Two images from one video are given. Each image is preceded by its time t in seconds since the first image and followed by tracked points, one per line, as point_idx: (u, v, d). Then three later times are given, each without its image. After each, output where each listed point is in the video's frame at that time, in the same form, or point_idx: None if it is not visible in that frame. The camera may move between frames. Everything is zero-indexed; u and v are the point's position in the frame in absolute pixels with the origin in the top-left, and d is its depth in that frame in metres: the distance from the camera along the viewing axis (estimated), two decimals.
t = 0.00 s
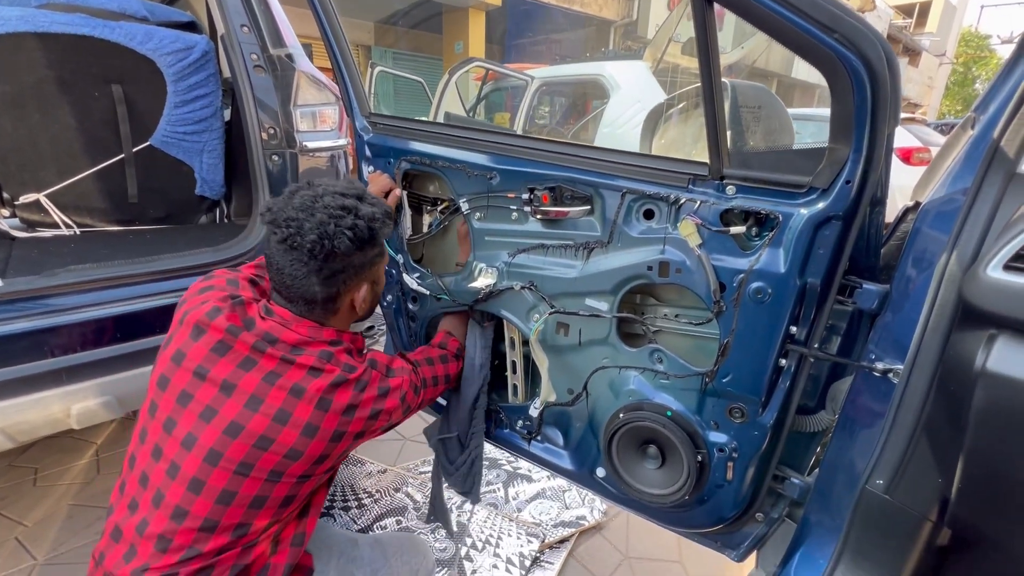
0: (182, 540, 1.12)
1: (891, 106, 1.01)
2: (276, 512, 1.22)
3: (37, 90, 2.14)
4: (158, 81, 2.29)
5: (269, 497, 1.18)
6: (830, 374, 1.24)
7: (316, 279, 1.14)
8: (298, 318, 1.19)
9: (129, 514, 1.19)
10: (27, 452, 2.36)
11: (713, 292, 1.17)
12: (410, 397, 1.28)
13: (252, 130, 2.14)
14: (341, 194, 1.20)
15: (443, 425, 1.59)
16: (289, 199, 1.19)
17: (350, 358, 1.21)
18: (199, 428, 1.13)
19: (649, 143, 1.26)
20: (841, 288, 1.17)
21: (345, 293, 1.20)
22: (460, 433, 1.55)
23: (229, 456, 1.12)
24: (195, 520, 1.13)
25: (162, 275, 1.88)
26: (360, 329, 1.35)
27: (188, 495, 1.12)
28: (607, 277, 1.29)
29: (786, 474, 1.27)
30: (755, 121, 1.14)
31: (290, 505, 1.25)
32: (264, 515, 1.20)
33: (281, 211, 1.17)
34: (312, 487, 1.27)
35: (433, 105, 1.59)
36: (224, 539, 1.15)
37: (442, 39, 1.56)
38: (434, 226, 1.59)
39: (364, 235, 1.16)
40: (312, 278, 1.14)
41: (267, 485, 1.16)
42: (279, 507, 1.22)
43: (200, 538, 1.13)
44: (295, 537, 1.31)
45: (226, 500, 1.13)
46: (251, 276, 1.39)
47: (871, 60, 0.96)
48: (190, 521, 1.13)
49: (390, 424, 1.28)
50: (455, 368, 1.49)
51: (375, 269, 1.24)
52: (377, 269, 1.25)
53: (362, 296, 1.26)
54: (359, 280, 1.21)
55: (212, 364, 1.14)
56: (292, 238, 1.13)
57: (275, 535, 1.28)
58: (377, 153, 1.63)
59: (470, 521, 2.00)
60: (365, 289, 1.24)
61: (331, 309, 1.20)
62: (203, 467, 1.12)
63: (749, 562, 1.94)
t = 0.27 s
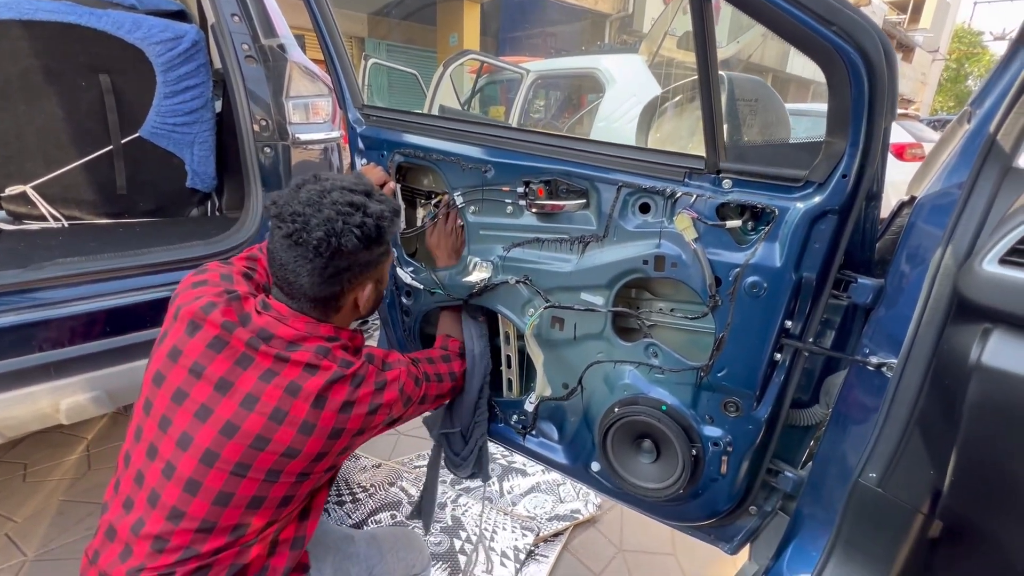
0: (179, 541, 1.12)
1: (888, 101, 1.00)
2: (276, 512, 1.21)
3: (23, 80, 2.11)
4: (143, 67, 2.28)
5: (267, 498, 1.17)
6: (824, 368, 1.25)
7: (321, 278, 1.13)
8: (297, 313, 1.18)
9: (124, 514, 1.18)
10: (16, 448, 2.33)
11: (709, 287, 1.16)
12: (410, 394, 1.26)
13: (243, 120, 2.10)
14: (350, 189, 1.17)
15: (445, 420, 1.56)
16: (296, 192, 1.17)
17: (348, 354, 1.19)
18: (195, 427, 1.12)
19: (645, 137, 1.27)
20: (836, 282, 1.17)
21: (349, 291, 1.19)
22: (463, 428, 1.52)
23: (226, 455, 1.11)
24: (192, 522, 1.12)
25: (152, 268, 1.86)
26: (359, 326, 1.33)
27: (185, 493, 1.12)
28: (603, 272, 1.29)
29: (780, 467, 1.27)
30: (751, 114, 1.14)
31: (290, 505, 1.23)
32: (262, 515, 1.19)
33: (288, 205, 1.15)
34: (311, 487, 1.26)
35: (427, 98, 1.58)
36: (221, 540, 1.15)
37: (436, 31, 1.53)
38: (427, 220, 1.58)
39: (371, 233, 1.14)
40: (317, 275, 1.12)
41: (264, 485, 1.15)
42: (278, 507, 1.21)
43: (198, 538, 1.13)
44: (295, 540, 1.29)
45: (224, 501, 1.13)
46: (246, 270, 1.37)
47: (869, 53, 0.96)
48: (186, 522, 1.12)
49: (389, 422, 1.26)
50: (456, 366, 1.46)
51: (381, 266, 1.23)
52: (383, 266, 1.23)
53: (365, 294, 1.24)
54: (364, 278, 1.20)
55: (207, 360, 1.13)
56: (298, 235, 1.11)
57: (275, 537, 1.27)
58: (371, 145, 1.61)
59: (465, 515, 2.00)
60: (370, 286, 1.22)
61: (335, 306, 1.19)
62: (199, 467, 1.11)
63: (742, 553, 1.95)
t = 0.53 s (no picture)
0: (170, 543, 1.12)
1: (882, 98, 1.01)
2: (270, 512, 1.20)
3: (13, 73, 2.13)
4: (137, 62, 2.26)
5: (259, 499, 1.16)
6: (817, 364, 1.25)
7: (315, 279, 1.13)
8: (289, 312, 1.18)
9: (115, 515, 1.17)
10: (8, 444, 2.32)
11: (703, 283, 1.17)
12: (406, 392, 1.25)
13: (237, 116, 2.11)
14: (342, 187, 1.17)
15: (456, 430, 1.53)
16: (287, 191, 1.16)
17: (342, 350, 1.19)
18: (185, 428, 1.12)
19: (641, 134, 1.26)
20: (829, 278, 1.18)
21: (344, 291, 1.19)
22: (475, 436, 1.51)
23: (217, 456, 1.10)
24: (183, 523, 1.12)
25: (144, 263, 1.85)
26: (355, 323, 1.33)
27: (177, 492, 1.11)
28: (598, 268, 1.29)
29: (772, 462, 1.29)
30: (746, 110, 1.14)
31: (285, 506, 1.22)
32: (255, 517, 1.18)
33: (279, 205, 1.14)
34: (306, 488, 1.25)
35: (423, 92, 1.58)
36: (213, 541, 1.15)
37: (432, 25, 1.52)
38: (422, 216, 1.57)
39: (366, 232, 1.14)
40: (312, 276, 1.12)
41: (256, 486, 1.14)
42: (272, 508, 1.20)
43: (190, 540, 1.13)
44: (291, 543, 1.29)
45: (215, 502, 1.12)
46: (237, 266, 1.38)
47: (863, 50, 0.97)
48: (178, 523, 1.12)
49: (386, 420, 1.26)
50: (461, 376, 1.45)
51: (376, 265, 1.23)
52: (377, 265, 1.23)
53: (360, 293, 1.24)
54: (360, 278, 1.20)
55: (197, 359, 1.13)
56: (290, 236, 1.10)
57: (270, 540, 1.26)
58: (365, 140, 1.61)
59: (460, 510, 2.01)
60: (365, 286, 1.23)
61: (329, 305, 1.20)
62: (190, 467, 1.11)
63: (734, 547, 1.97)
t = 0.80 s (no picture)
0: (168, 542, 1.11)
1: (876, 95, 1.02)
2: (269, 510, 1.19)
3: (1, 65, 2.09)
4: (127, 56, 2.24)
5: (258, 497, 1.15)
6: (810, 361, 1.27)
7: (331, 284, 1.12)
8: (292, 309, 1.17)
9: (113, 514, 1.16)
10: None
11: (698, 280, 1.18)
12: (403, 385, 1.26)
13: (229, 110, 2.07)
14: (364, 194, 1.16)
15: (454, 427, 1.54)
16: (308, 193, 1.14)
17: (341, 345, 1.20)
18: (185, 425, 1.10)
19: (636, 130, 1.26)
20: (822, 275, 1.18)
21: (354, 295, 1.19)
22: (473, 433, 1.52)
23: (217, 453, 1.09)
24: (182, 522, 1.11)
25: (135, 259, 1.83)
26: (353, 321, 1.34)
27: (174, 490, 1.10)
28: (593, 265, 1.29)
29: (765, 458, 1.29)
30: (741, 107, 1.14)
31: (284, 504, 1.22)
32: (253, 515, 1.17)
33: (300, 207, 1.12)
34: (304, 485, 1.25)
35: (417, 88, 1.56)
36: (212, 540, 1.14)
37: (425, 21, 1.52)
38: (417, 212, 1.56)
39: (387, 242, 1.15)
40: (329, 281, 1.11)
41: (256, 484, 1.13)
42: (271, 506, 1.19)
43: (188, 539, 1.12)
44: (289, 543, 1.29)
45: (215, 500, 1.11)
46: (234, 263, 1.36)
47: (859, 48, 0.98)
48: (176, 522, 1.11)
49: (384, 415, 1.26)
50: (457, 374, 1.45)
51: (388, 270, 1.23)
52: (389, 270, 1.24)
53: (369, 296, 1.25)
54: (373, 283, 1.20)
55: (197, 356, 1.11)
56: (313, 241, 1.09)
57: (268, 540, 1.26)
58: (360, 135, 1.60)
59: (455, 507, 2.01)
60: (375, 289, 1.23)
61: (338, 307, 1.20)
62: (190, 465, 1.09)
63: (727, 542, 1.98)
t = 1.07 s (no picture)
0: (162, 541, 1.10)
1: (871, 92, 1.02)
2: (266, 508, 1.19)
3: None
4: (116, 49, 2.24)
5: (257, 494, 1.14)
6: (804, 357, 1.27)
7: (347, 296, 1.12)
8: (299, 310, 1.16)
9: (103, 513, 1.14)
10: None
11: (692, 277, 1.18)
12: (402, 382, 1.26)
13: (219, 103, 2.08)
14: (389, 210, 1.15)
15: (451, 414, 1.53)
16: (334, 205, 1.12)
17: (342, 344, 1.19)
18: (183, 423, 1.09)
19: (631, 127, 1.26)
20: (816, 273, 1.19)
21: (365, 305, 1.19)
22: (470, 419, 1.50)
23: (216, 451, 1.08)
24: (178, 520, 1.10)
25: (125, 255, 1.81)
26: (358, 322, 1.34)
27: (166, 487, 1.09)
28: (587, 261, 1.29)
29: (758, 454, 1.30)
30: (736, 104, 1.14)
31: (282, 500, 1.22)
32: (251, 513, 1.16)
33: (325, 219, 1.10)
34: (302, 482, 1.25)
35: (411, 84, 1.55)
36: (209, 538, 1.13)
37: (419, 16, 1.51)
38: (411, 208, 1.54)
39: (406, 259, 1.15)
40: (345, 293, 1.11)
41: (254, 481, 1.12)
42: (269, 503, 1.19)
43: (183, 538, 1.11)
44: (286, 542, 1.29)
45: (213, 498, 1.10)
46: (233, 260, 1.35)
47: (853, 45, 0.98)
48: (171, 520, 1.10)
49: (383, 414, 1.26)
50: (456, 364, 1.44)
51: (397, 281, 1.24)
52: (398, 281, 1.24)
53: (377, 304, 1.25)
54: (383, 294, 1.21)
55: (197, 354, 1.09)
56: (336, 256, 1.07)
57: (263, 536, 1.26)
58: (353, 131, 1.59)
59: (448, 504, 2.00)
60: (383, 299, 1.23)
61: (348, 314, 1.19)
62: (187, 463, 1.08)
63: (721, 539, 1.99)
